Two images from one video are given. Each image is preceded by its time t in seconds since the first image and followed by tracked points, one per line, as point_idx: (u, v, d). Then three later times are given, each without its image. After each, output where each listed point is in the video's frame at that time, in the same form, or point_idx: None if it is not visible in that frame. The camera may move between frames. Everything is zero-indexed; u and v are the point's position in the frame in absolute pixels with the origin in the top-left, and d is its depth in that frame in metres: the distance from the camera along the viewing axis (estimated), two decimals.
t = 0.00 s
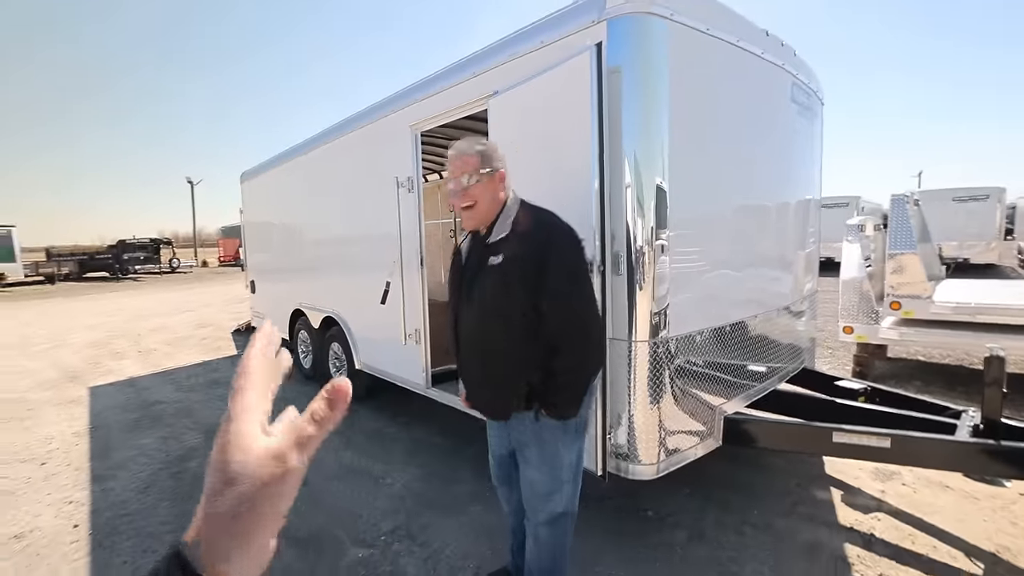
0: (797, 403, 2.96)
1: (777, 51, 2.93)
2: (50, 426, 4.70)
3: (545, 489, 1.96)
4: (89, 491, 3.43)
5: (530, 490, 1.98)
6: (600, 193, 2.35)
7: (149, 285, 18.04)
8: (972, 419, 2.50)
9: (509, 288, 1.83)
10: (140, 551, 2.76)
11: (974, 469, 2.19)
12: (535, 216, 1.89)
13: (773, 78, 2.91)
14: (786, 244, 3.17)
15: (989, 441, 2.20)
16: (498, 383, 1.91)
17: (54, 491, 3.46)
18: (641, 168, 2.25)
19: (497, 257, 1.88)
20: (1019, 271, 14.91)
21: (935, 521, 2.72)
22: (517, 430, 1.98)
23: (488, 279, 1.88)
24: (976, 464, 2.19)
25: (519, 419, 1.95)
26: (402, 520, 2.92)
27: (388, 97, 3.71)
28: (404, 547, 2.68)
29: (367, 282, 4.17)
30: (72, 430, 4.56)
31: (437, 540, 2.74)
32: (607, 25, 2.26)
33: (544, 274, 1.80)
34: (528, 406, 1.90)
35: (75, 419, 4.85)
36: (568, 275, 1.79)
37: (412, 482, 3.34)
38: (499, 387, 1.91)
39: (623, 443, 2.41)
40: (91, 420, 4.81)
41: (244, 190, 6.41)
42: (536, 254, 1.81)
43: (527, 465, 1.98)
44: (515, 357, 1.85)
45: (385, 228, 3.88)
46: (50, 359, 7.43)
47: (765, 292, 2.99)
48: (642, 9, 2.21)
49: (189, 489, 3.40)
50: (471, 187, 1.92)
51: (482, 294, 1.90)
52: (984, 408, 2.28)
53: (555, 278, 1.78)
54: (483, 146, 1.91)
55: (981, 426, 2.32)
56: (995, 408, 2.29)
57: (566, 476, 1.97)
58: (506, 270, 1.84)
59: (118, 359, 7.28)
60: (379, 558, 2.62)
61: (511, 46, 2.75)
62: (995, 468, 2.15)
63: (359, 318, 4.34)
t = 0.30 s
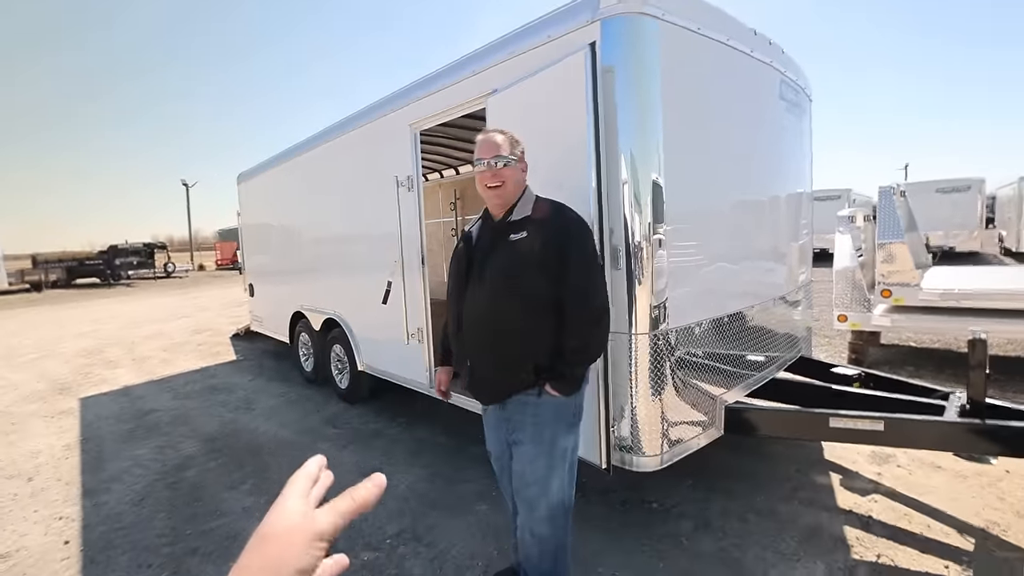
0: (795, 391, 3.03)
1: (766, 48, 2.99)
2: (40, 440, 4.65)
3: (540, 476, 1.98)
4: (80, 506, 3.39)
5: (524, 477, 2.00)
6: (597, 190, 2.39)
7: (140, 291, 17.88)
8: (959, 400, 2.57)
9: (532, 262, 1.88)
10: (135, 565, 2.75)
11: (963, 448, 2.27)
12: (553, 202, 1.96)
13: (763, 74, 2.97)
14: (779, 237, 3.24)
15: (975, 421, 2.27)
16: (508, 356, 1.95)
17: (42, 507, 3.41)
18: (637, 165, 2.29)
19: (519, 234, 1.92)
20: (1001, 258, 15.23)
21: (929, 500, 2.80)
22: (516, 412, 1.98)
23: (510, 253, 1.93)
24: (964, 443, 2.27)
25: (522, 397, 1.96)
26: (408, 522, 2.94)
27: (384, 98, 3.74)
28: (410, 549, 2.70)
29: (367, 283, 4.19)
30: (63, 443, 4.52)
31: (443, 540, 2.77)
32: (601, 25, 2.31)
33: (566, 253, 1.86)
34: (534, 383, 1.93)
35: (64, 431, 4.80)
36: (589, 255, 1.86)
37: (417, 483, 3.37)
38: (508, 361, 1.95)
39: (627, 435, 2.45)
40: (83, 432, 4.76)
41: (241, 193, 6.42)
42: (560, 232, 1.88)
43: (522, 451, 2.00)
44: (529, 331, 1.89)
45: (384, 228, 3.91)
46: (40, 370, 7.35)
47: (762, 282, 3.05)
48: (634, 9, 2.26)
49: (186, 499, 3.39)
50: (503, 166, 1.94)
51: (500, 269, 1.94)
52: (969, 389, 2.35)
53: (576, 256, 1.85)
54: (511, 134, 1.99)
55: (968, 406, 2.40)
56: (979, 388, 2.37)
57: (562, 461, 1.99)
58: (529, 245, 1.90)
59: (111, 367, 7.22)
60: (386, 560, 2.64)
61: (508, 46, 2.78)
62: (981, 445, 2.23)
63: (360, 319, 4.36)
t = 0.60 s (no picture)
0: (797, 384, 3.02)
1: (758, 43, 2.98)
2: (39, 453, 4.63)
3: (558, 468, 1.96)
4: (80, 519, 3.37)
5: (540, 471, 1.98)
6: (594, 189, 2.37)
7: (140, 301, 17.87)
8: (962, 388, 2.57)
9: (546, 258, 1.88)
10: None
11: (968, 437, 2.26)
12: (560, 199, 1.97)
13: (756, 69, 2.96)
14: (778, 230, 3.23)
15: (980, 409, 2.27)
16: (522, 353, 1.92)
17: (41, 523, 3.39)
18: (633, 163, 2.29)
19: (528, 231, 1.92)
20: (999, 246, 15.25)
21: (937, 491, 2.78)
22: (530, 408, 1.97)
23: (520, 249, 1.92)
24: (969, 432, 2.26)
25: (539, 391, 1.96)
26: (413, 528, 2.93)
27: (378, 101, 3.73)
28: (416, 555, 2.69)
29: (366, 287, 4.18)
30: (63, 456, 4.50)
31: (449, 544, 2.75)
32: (592, 24, 2.29)
33: (578, 246, 1.89)
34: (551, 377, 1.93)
35: (64, 444, 4.78)
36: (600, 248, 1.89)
37: (421, 487, 3.36)
38: (523, 358, 1.92)
39: (631, 433, 2.44)
40: (83, 444, 4.75)
41: (239, 200, 6.41)
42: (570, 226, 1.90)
43: (537, 445, 1.98)
44: (545, 327, 1.89)
45: (382, 232, 3.90)
46: (39, 383, 7.33)
47: (761, 276, 3.04)
48: (624, 6, 2.25)
49: (187, 510, 3.37)
50: (508, 168, 1.94)
51: (510, 269, 1.93)
52: (972, 378, 2.34)
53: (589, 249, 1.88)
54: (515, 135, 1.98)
55: (971, 395, 2.39)
56: (983, 376, 2.36)
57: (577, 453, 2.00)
58: (541, 240, 1.90)
59: (111, 379, 7.20)
60: (391, 566, 2.63)
61: (501, 47, 2.77)
62: (986, 434, 2.22)
63: (360, 323, 4.35)
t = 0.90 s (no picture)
0: (794, 382, 3.03)
1: (752, 44, 2.99)
2: (29, 462, 4.59)
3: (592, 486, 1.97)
4: (69, 530, 3.35)
5: (574, 492, 1.97)
6: (591, 189, 2.37)
7: (133, 305, 17.76)
8: (957, 385, 2.59)
9: (556, 260, 1.85)
10: None
11: (963, 433, 2.27)
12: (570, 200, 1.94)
13: (750, 69, 2.97)
14: (774, 229, 3.24)
15: (974, 405, 2.28)
16: (532, 357, 1.90)
17: (29, 533, 3.36)
18: (629, 163, 2.29)
19: (538, 233, 1.89)
20: (992, 243, 15.36)
21: (933, 487, 2.80)
22: (543, 420, 1.97)
23: (529, 251, 1.88)
24: (964, 428, 2.28)
25: (549, 402, 1.94)
26: (410, 532, 2.92)
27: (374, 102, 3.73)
28: (414, 559, 2.68)
29: (362, 289, 4.17)
30: (53, 465, 4.46)
31: (447, 548, 2.74)
32: (588, 24, 2.29)
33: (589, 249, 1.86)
34: (560, 382, 1.91)
35: (54, 452, 4.74)
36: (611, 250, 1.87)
37: (418, 490, 3.35)
38: (532, 363, 1.90)
39: (630, 434, 2.43)
40: (73, 451, 4.71)
41: (233, 203, 6.38)
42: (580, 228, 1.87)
43: (563, 462, 1.97)
44: (555, 329, 1.87)
45: (378, 234, 3.89)
46: (30, 390, 7.27)
47: (758, 275, 3.05)
48: (620, 7, 2.26)
49: (180, 518, 3.35)
50: (517, 164, 1.92)
51: (519, 271, 1.89)
52: (967, 374, 2.37)
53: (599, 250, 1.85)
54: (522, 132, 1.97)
55: (965, 391, 2.41)
56: (976, 372, 2.38)
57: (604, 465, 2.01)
58: (551, 242, 1.86)
59: (103, 384, 7.15)
60: (389, 571, 2.61)
61: (496, 48, 2.77)
62: (980, 430, 2.24)
63: (357, 326, 4.34)
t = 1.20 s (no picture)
0: (785, 388, 3.04)
1: (746, 51, 3.00)
2: (13, 461, 4.53)
3: (605, 511, 1.95)
4: (52, 530, 3.30)
5: (586, 515, 1.95)
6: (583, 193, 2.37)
7: (123, 303, 17.61)
8: (946, 393, 2.59)
9: (579, 274, 1.83)
10: None
11: (952, 442, 2.28)
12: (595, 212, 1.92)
13: (744, 76, 2.98)
14: (766, 235, 3.24)
15: (963, 414, 2.29)
16: (546, 367, 1.88)
17: (11, 534, 3.31)
18: (622, 167, 2.29)
19: (561, 243, 1.86)
20: (982, 251, 15.48)
21: (921, 495, 2.81)
22: (554, 439, 1.94)
23: (553, 262, 1.85)
24: (953, 437, 2.28)
25: (561, 421, 1.92)
26: (398, 535, 2.90)
27: (369, 103, 3.72)
28: (401, 563, 2.66)
29: (354, 291, 4.15)
30: (37, 464, 4.40)
31: (435, 552, 2.73)
32: (582, 28, 2.29)
33: (614, 265, 1.84)
34: (574, 402, 1.89)
35: (39, 451, 4.68)
36: (636, 269, 1.85)
37: (407, 493, 3.33)
38: (548, 377, 1.88)
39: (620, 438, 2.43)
40: (59, 451, 4.66)
41: (225, 202, 6.34)
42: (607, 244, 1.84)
43: (576, 484, 1.95)
44: (573, 345, 1.86)
45: (370, 234, 3.87)
46: (17, 387, 7.19)
47: (750, 281, 3.06)
48: (614, 12, 2.26)
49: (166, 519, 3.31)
50: (544, 162, 1.89)
51: (540, 280, 1.86)
52: (955, 383, 2.37)
53: (625, 268, 1.83)
54: (552, 129, 1.95)
55: (954, 399, 2.42)
56: (964, 381, 2.39)
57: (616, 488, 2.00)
58: (575, 256, 1.84)
59: (91, 382, 7.08)
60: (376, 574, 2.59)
61: (491, 52, 2.77)
62: (969, 439, 2.25)
63: (348, 327, 4.31)
